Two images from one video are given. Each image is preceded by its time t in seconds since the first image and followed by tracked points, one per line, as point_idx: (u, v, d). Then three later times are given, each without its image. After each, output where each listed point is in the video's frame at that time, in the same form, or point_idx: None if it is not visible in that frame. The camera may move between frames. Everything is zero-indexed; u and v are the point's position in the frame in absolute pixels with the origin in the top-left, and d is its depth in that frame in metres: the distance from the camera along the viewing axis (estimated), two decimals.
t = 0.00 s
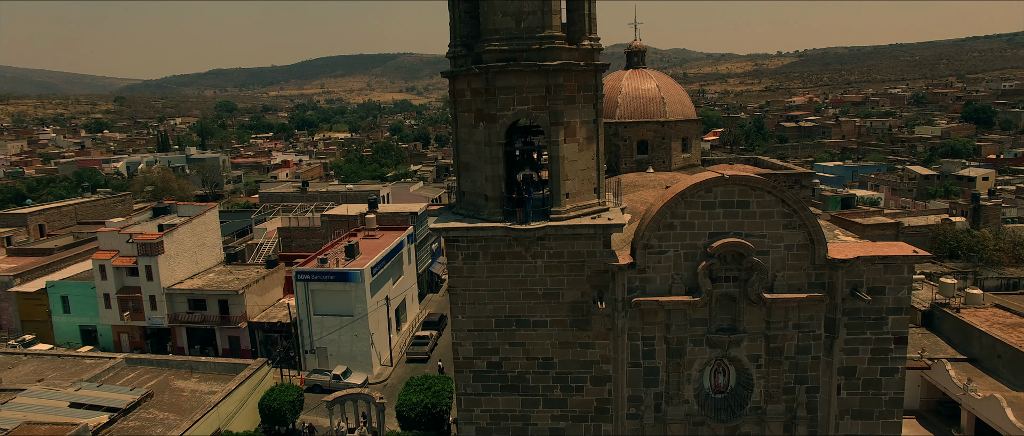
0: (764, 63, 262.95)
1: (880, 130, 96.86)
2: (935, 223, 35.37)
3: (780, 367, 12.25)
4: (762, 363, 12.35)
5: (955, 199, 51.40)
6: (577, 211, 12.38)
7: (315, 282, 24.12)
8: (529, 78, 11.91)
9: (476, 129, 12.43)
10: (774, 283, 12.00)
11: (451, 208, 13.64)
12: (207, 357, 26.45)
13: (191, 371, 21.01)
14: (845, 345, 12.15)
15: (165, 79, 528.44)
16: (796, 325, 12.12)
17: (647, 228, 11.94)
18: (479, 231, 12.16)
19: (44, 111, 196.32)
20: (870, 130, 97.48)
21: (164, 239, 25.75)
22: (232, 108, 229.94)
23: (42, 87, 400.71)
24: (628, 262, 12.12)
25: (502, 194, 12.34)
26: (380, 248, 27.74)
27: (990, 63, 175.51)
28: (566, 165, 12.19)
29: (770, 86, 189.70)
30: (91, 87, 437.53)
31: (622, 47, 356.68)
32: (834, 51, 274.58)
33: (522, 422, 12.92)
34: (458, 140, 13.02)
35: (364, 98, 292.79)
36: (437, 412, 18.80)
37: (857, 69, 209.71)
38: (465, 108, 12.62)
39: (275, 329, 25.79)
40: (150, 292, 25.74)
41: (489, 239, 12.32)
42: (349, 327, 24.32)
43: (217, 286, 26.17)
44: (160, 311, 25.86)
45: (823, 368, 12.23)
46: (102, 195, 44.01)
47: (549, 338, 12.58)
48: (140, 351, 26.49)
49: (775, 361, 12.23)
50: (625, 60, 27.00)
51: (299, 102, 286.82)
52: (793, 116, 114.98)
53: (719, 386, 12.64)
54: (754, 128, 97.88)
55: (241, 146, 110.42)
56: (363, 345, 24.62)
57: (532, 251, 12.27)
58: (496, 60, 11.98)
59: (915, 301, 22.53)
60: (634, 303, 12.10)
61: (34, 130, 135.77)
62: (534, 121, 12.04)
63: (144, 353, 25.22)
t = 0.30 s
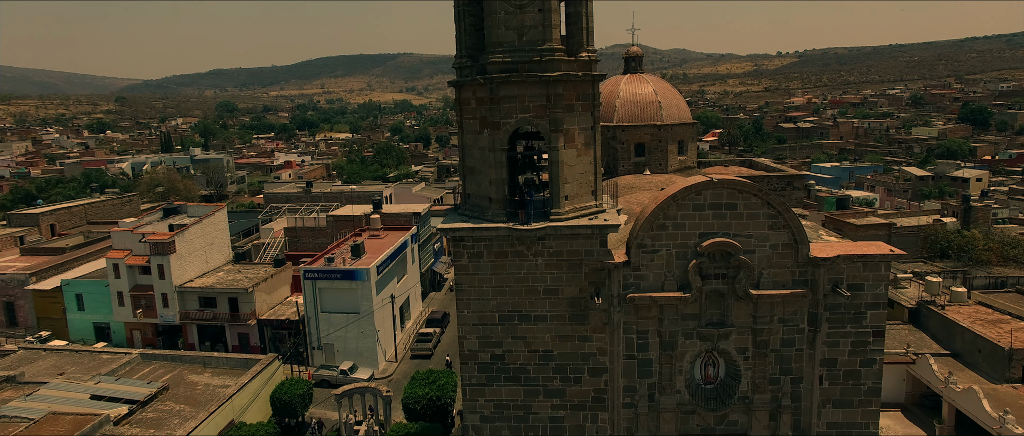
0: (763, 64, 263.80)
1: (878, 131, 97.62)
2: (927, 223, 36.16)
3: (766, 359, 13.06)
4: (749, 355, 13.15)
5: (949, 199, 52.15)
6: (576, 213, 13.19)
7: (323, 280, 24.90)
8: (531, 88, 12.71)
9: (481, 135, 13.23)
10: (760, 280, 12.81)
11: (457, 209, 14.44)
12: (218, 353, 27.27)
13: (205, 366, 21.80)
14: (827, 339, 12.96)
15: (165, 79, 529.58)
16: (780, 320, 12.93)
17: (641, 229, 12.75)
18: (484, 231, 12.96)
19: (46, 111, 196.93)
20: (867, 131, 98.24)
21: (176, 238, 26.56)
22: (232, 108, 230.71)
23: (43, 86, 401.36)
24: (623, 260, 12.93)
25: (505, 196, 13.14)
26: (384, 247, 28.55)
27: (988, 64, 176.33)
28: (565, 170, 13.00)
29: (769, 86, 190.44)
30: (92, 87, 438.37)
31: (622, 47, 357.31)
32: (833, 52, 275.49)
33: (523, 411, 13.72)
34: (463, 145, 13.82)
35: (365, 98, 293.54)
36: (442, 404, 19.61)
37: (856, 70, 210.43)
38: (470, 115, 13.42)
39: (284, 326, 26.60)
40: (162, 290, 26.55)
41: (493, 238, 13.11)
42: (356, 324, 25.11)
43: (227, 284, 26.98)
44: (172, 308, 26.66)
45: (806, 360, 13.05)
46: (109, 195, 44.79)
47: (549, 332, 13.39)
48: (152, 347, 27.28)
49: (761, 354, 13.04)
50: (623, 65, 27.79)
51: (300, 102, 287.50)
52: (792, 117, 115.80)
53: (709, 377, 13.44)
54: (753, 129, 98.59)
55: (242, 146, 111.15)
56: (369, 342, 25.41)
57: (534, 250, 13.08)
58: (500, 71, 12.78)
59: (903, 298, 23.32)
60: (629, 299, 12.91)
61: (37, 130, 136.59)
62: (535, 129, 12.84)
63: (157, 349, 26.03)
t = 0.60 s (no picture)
0: (762, 64, 264.78)
1: (875, 132, 98.45)
2: (918, 224, 37.02)
3: (753, 352, 13.89)
4: (737, 348, 13.97)
5: (942, 200, 52.97)
6: (574, 215, 14.03)
7: (330, 279, 25.71)
8: (533, 97, 13.52)
9: (485, 141, 14.04)
10: (747, 278, 13.65)
11: (462, 211, 15.26)
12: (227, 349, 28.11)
13: (217, 362, 22.63)
14: (811, 332, 13.78)
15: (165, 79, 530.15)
16: (767, 315, 13.76)
17: (636, 230, 13.56)
18: (487, 232, 13.79)
19: (47, 111, 197.69)
20: (864, 132, 99.08)
21: (187, 238, 27.38)
22: (233, 108, 231.72)
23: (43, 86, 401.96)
24: (619, 259, 13.77)
25: (508, 199, 13.97)
26: (389, 247, 29.38)
27: (985, 65, 177.29)
28: (565, 174, 13.83)
29: (768, 87, 191.29)
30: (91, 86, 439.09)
31: (622, 47, 357.97)
32: (832, 52, 276.58)
33: (525, 401, 14.55)
34: (469, 151, 14.64)
35: (365, 98, 294.31)
36: (447, 397, 20.44)
37: (855, 71, 211.30)
38: (475, 123, 14.23)
39: (292, 323, 27.43)
40: (174, 289, 27.38)
41: (496, 237, 13.94)
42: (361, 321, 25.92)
43: (236, 283, 27.79)
44: (183, 306, 27.48)
45: (792, 353, 13.86)
46: (116, 196, 45.59)
47: (549, 326, 14.23)
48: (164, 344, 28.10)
49: (749, 347, 13.87)
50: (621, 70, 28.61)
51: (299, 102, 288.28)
52: (790, 117, 116.69)
53: (700, 369, 14.21)
54: (751, 130, 99.42)
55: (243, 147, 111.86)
56: (375, 338, 26.22)
57: (534, 249, 13.90)
58: (503, 81, 13.59)
59: (891, 297, 24.14)
60: (624, 295, 13.74)
61: (40, 130, 137.32)
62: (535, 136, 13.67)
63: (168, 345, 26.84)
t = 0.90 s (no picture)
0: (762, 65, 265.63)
1: (872, 133, 99.36)
2: (909, 224, 37.96)
3: (740, 346, 14.84)
4: (725, 342, 14.93)
5: (936, 201, 53.89)
6: (572, 218, 14.98)
7: (338, 278, 26.65)
8: (534, 108, 14.46)
9: (490, 148, 14.98)
10: (734, 277, 14.60)
11: (467, 213, 16.21)
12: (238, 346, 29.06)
13: (230, 357, 23.58)
14: (793, 327, 14.73)
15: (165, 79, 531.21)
16: (752, 311, 14.73)
17: (630, 232, 14.51)
18: (491, 233, 14.72)
19: (49, 111, 198.62)
20: (861, 133, 99.97)
21: (199, 239, 28.30)
22: (234, 108, 232.83)
23: (44, 86, 402.90)
24: (614, 258, 14.71)
25: (511, 203, 14.91)
26: (394, 247, 30.33)
27: (983, 66, 178.19)
28: (563, 180, 14.78)
29: (767, 88, 192.33)
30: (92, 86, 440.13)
31: (622, 48, 358.75)
32: (831, 53, 277.56)
33: (527, 392, 15.49)
34: (474, 157, 15.59)
35: (365, 98, 295.20)
36: (451, 391, 21.35)
37: (854, 71, 212.15)
38: (480, 131, 15.16)
39: (300, 321, 28.36)
40: (186, 288, 28.30)
41: (500, 239, 14.88)
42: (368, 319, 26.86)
43: (246, 282, 28.72)
44: (195, 304, 28.40)
45: (776, 346, 14.83)
46: (125, 197, 46.59)
47: (549, 322, 15.17)
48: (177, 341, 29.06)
49: (736, 341, 14.83)
50: (619, 76, 29.54)
51: (300, 102, 289.14)
52: (788, 118, 117.57)
53: (691, 363, 15.13)
54: (749, 131, 100.38)
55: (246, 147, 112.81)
56: (380, 336, 27.16)
57: (535, 250, 14.85)
58: (506, 93, 14.53)
59: (879, 295, 25.08)
60: (618, 293, 14.68)
61: (43, 131, 138.21)
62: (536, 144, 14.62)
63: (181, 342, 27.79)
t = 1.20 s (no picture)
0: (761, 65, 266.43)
1: (869, 133, 100.13)
2: (902, 225, 38.76)
3: (729, 343, 15.69)
4: (716, 339, 15.75)
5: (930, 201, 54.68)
6: (570, 221, 15.80)
7: (344, 278, 27.44)
8: (534, 117, 15.27)
9: (492, 155, 15.77)
10: (723, 277, 15.42)
11: (470, 217, 17.02)
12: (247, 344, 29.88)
13: (240, 355, 24.39)
14: (780, 324, 15.54)
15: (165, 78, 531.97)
16: (741, 309, 15.55)
17: (625, 234, 15.33)
18: (494, 235, 15.54)
19: (51, 111, 199.41)
20: (859, 133, 100.73)
21: (208, 240, 29.06)
22: (235, 108, 233.73)
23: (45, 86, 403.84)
24: (610, 259, 15.52)
25: (513, 207, 15.73)
26: (398, 248, 31.14)
27: (981, 66, 178.95)
28: (562, 185, 15.61)
29: (766, 88, 193.16)
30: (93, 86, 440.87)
31: (622, 48, 359.64)
32: (830, 53, 278.33)
33: (528, 387, 16.31)
34: (477, 163, 16.39)
35: (365, 98, 295.95)
36: (454, 387, 22.17)
37: (853, 71, 212.91)
38: (483, 139, 15.96)
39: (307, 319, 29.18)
40: (196, 287, 29.10)
41: (502, 241, 15.69)
42: (373, 318, 27.66)
43: (255, 282, 29.52)
44: (205, 303, 29.20)
45: (763, 342, 15.65)
46: (133, 198, 47.42)
47: (548, 319, 15.99)
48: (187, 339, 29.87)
49: (726, 338, 15.66)
50: (617, 81, 30.35)
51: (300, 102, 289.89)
52: (787, 119, 118.37)
53: (683, 359, 15.92)
54: (748, 132, 101.15)
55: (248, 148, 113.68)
56: (385, 334, 27.97)
57: (536, 251, 15.66)
58: (508, 103, 15.33)
59: (869, 294, 25.89)
60: (614, 292, 15.49)
61: (47, 131, 139.10)
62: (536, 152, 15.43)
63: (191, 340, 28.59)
